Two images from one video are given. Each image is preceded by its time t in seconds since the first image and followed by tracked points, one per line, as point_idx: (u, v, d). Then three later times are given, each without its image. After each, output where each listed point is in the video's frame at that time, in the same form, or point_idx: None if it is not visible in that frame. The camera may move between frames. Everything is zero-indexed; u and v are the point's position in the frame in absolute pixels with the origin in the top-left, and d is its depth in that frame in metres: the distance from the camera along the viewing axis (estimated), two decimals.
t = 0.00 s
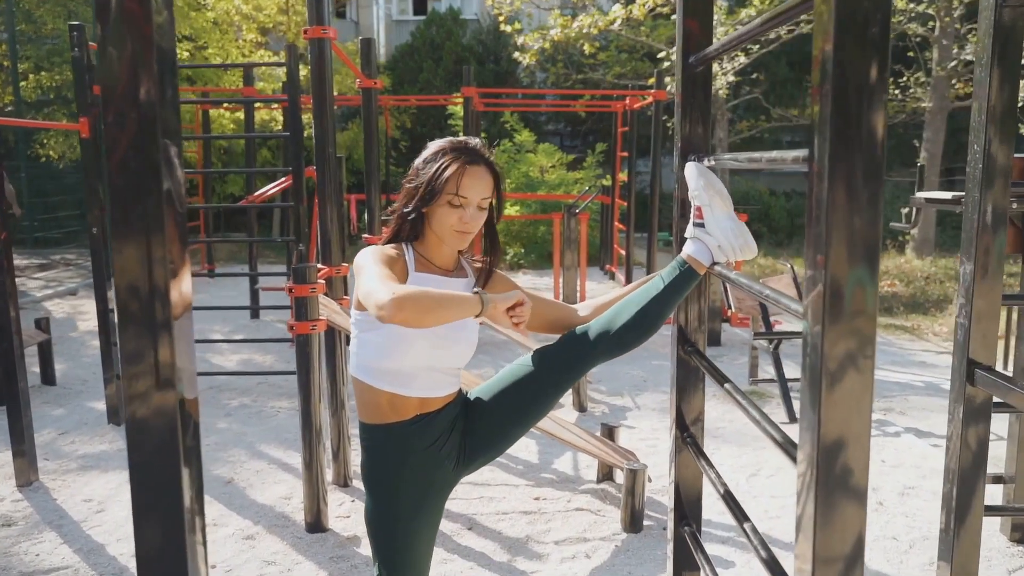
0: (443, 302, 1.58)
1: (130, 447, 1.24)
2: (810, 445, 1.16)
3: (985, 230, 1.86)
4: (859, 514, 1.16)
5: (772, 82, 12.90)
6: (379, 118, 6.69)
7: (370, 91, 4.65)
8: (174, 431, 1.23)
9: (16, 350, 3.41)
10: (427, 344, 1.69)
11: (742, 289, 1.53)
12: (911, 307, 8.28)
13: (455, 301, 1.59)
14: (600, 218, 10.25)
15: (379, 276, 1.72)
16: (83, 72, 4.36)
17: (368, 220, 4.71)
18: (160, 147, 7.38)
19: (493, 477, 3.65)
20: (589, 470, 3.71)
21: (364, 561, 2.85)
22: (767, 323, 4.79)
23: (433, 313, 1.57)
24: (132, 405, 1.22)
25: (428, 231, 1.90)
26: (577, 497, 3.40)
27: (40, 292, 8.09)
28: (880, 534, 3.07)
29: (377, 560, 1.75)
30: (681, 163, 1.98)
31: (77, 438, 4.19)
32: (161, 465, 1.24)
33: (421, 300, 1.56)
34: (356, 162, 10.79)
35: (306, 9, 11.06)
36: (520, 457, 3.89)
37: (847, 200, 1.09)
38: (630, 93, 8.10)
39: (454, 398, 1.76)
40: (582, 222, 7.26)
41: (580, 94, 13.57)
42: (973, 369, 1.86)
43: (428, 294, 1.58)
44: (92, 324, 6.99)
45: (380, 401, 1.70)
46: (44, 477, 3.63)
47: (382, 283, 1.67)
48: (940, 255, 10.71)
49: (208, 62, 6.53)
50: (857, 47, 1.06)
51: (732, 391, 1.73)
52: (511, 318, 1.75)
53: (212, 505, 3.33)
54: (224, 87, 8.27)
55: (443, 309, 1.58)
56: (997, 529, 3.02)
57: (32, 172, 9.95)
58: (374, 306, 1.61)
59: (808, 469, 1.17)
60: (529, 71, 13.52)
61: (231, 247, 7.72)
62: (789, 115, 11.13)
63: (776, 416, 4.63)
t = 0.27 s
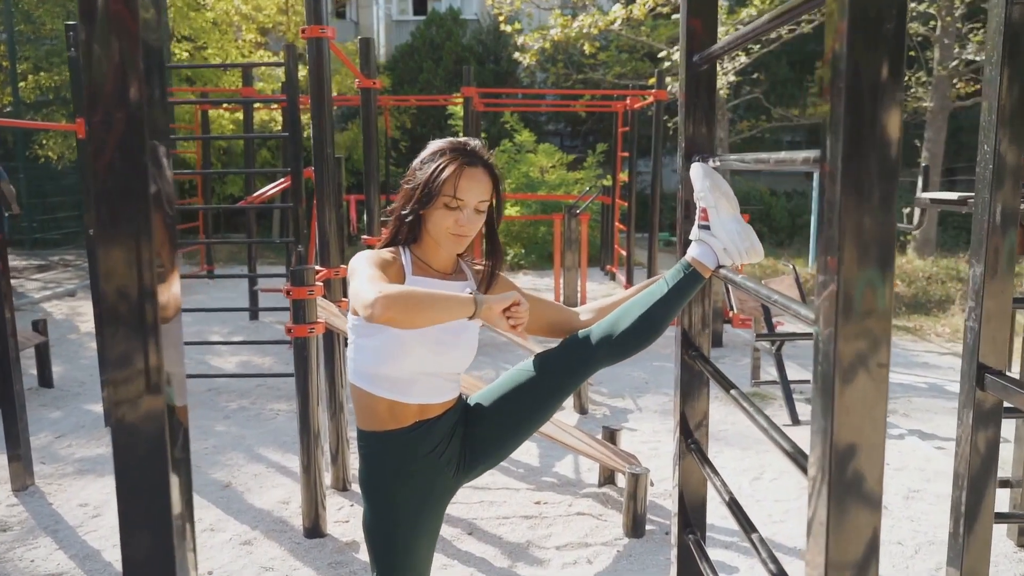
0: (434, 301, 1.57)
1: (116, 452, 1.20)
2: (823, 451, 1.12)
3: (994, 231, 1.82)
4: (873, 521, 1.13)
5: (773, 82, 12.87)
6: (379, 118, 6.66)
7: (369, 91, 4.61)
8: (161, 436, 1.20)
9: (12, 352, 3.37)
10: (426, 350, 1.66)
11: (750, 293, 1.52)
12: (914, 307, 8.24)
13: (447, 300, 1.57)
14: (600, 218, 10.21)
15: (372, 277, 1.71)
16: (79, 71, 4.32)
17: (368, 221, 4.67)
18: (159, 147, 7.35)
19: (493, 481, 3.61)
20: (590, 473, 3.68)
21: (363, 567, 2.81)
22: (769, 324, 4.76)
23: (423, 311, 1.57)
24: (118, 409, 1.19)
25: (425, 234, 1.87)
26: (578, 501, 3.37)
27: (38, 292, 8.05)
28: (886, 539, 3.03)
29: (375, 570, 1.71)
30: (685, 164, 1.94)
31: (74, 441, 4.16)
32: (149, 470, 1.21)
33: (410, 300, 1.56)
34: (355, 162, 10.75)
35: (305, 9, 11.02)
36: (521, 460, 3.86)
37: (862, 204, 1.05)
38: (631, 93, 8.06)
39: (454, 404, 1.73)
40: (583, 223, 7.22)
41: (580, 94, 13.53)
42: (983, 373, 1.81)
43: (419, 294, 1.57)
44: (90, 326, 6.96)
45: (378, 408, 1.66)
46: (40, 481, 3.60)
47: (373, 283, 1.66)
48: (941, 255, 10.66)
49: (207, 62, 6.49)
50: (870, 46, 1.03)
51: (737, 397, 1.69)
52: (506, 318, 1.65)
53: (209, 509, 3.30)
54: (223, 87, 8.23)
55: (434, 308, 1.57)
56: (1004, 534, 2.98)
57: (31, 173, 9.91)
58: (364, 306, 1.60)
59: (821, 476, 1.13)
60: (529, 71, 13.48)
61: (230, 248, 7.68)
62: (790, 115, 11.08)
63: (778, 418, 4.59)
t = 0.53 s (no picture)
0: (425, 305, 1.54)
1: (100, 457, 1.17)
2: (834, 460, 1.09)
3: (1005, 233, 1.77)
4: (888, 531, 1.09)
5: (774, 82, 12.82)
6: (378, 118, 6.62)
7: (368, 91, 4.58)
8: (148, 441, 1.17)
9: (7, 355, 3.34)
10: (424, 353, 1.62)
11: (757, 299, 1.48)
12: (916, 308, 8.19)
13: (439, 303, 1.54)
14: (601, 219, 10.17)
15: (364, 279, 1.68)
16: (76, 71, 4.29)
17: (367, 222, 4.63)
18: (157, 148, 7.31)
19: (494, 484, 3.58)
20: (591, 476, 3.64)
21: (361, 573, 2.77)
22: (771, 326, 4.72)
23: (413, 317, 1.53)
24: (105, 413, 1.16)
25: (422, 236, 1.83)
26: (579, 505, 3.34)
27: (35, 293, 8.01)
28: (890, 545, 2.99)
29: None
30: (688, 165, 1.91)
31: (71, 444, 4.12)
32: (137, 476, 1.18)
33: (399, 303, 1.53)
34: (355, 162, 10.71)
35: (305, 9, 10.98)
36: (522, 463, 3.82)
37: (875, 206, 1.02)
38: (631, 93, 8.02)
39: (453, 409, 1.69)
40: (584, 223, 7.19)
41: (581, 94, 13.49)
42: (993, 378, 1.79)
43: (410, 297, 1.54)
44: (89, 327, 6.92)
45: (376, 414, 1.63)
46: (37, 485, 3.57)
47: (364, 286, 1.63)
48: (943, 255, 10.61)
49: (206, 62, 6.46)
50: (885, 45, 1.00)
51: (743, 402, 1.65)
52: (507, 322, 1.63)
53: (207, 514, 3.26)
54: (222, 88, 8.18)
55: (426, 311, 1.54)
56: (1011, 539, 2.94)
57: (30, 173, 9.88)
58: (352, 309, 1.57)
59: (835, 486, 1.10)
60: (530, 71, 13.44)
61: (230, 249, 7.65)
62: (791, 115, 11.03)
63: (780, 419, 4.55)
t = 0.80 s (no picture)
0: (419, 311, 1.50)
1: (84, 461, 1.14)
2: (847, 471, 1.05)
3: (1016, 233, 1.72)
4: (902, 543, 1.06)
5: (775, 82, 12.78)
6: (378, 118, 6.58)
7: (368, 90, 4.54)
8: (134, 446, 1.13)
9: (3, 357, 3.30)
10: (421, 358, 1.59)
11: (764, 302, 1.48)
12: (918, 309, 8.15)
13: (434, 310, 1.51)
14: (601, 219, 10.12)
15: (359, 285, 1.65)
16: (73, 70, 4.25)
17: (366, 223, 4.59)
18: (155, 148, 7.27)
19: (494, 488, 3.55)
20: (592, 480, 3.61)
21: None
22: (774, 327, 4.68)
23: (406, 325, 1.50)
24: (91, 417, 1.13)
25: (418, 239, 1.80)
26: (581, 509, 3.30)
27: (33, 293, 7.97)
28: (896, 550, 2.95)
29: None
30: (693, 166, 1.87)
31: (68, 447, 4.09)
32: (124, 481, 1.15)
33: (392, 311, 1.49)
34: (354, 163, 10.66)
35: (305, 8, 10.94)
36: (522, 466, 3.79)
37: (887, 207, 1.00)
38: (632, 93, 7.98)
39: (452, 415, 1.66)
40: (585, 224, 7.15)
41: (581, 94, 13.45)
42: (1003, 382, 1.74)
43: (403, 304, 1.50)
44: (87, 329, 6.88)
45: (373, 420, 1.59)
46: (32, 489, 3.53)
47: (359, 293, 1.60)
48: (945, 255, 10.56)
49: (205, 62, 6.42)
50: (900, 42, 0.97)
51: (747, 408, 1.63)
52: (508, 326, 1.62)
53: (203, 518, 3.23)
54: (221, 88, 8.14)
55: (420, 318, 1.50)
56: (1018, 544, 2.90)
57: (29, 174, 9.85)
58: (346, 316, 1.54)
59: (848, 499, 1.06)
60: (530, 71, 13.40)
61: (229, 250, 7.61)
62: (792, 115, 10.98)
63: (783, 421, 4.52)
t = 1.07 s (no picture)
0: (417, 320, 1.46)
1: (67, 466, 1.10)
2: (858, 482, 1.02)
3: None
4: (913, 552, 1.03)
5: (775, 82, 12.75)
6: (377, 118, 6.55)
7: (366, 90, 4.51)
8: (119, 450, 1.10)
9: None
10: (419, 364, 1.55)
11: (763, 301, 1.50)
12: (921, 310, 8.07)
13: (432, 318, 1.47)
14: (602, 220, 10.09)
15: (356, 291, 1.61)
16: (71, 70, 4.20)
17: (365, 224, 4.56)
18: (154, 148, 7.25)
19: (494, 492, 3.51)
20: (593, 483, 3.58)
21: None
22: (776, 328, 4.64)
23: (404, 334, 1.46)
24: (77, 421, 1.09)
25: (416, 242, 1.77)
26: (581, 513, 3.27)
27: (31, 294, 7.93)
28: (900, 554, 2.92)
29: None
30: (696, 166, 1.84)
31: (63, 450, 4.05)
32: (108, 487, 1.11)
33: (390, 320, 1.45)
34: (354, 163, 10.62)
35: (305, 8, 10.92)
36: (522, 470, 3.76)
37: (899, 208, 0.96)
38: (632, 93, 7.94)
39: (451, 421, 1.63)
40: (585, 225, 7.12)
41: (581, 94, 13.43)
42: (1013, 387, 1.69)
43: (401, 312, 1.47)
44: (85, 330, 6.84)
45: (369, 427, 1.56)
46: (28, 492, 3.50)
47: (355, 300, 1.56)
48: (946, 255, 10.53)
49: (203, 63, 6.39)
50: (914, 39, 0.94)
51: (753, 415, 1.62)
52: (511, 333, 1.54)
53: (201, 522, 3.20)
54: (220, 88, 8.11)
55: (418, 326, 1.46)
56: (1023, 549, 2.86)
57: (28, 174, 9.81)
58: (341, 327, 1.50)
59: (860, 510, 1.03)
60: (530, 71, 13.37)
61: (227, 251, 7.57)
62: (793, 115, 10.94)
63: (785, 423, 4.48)
